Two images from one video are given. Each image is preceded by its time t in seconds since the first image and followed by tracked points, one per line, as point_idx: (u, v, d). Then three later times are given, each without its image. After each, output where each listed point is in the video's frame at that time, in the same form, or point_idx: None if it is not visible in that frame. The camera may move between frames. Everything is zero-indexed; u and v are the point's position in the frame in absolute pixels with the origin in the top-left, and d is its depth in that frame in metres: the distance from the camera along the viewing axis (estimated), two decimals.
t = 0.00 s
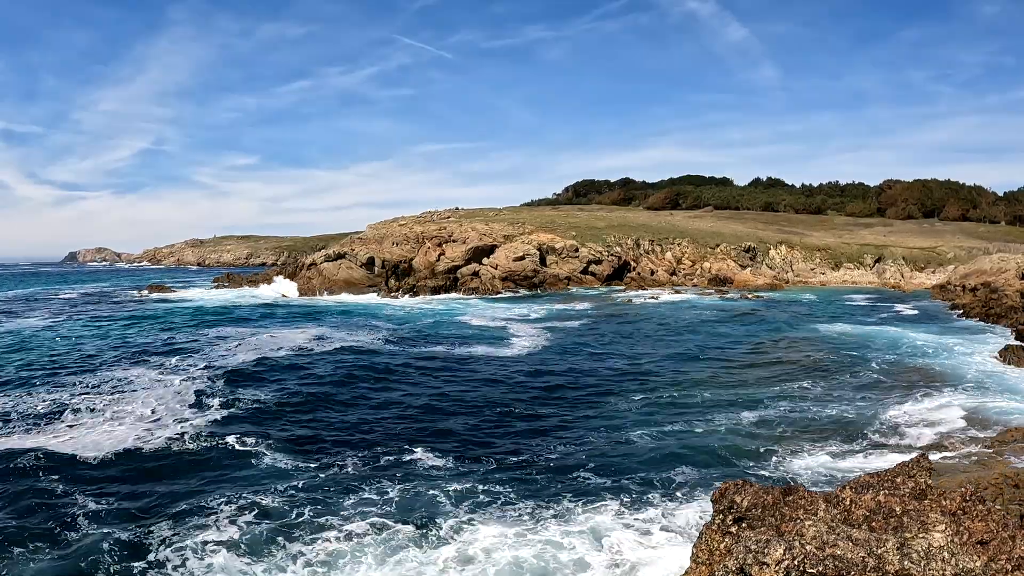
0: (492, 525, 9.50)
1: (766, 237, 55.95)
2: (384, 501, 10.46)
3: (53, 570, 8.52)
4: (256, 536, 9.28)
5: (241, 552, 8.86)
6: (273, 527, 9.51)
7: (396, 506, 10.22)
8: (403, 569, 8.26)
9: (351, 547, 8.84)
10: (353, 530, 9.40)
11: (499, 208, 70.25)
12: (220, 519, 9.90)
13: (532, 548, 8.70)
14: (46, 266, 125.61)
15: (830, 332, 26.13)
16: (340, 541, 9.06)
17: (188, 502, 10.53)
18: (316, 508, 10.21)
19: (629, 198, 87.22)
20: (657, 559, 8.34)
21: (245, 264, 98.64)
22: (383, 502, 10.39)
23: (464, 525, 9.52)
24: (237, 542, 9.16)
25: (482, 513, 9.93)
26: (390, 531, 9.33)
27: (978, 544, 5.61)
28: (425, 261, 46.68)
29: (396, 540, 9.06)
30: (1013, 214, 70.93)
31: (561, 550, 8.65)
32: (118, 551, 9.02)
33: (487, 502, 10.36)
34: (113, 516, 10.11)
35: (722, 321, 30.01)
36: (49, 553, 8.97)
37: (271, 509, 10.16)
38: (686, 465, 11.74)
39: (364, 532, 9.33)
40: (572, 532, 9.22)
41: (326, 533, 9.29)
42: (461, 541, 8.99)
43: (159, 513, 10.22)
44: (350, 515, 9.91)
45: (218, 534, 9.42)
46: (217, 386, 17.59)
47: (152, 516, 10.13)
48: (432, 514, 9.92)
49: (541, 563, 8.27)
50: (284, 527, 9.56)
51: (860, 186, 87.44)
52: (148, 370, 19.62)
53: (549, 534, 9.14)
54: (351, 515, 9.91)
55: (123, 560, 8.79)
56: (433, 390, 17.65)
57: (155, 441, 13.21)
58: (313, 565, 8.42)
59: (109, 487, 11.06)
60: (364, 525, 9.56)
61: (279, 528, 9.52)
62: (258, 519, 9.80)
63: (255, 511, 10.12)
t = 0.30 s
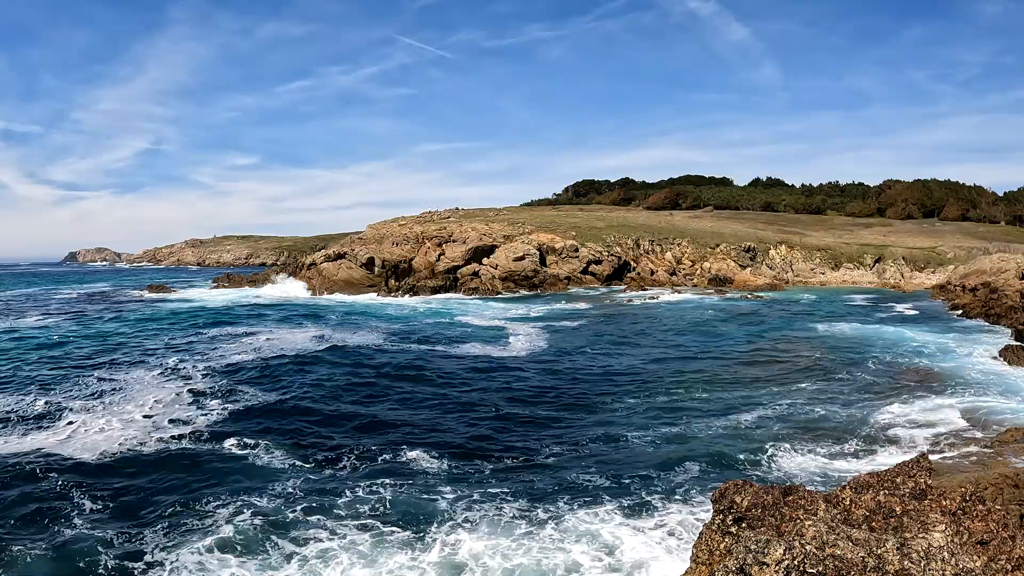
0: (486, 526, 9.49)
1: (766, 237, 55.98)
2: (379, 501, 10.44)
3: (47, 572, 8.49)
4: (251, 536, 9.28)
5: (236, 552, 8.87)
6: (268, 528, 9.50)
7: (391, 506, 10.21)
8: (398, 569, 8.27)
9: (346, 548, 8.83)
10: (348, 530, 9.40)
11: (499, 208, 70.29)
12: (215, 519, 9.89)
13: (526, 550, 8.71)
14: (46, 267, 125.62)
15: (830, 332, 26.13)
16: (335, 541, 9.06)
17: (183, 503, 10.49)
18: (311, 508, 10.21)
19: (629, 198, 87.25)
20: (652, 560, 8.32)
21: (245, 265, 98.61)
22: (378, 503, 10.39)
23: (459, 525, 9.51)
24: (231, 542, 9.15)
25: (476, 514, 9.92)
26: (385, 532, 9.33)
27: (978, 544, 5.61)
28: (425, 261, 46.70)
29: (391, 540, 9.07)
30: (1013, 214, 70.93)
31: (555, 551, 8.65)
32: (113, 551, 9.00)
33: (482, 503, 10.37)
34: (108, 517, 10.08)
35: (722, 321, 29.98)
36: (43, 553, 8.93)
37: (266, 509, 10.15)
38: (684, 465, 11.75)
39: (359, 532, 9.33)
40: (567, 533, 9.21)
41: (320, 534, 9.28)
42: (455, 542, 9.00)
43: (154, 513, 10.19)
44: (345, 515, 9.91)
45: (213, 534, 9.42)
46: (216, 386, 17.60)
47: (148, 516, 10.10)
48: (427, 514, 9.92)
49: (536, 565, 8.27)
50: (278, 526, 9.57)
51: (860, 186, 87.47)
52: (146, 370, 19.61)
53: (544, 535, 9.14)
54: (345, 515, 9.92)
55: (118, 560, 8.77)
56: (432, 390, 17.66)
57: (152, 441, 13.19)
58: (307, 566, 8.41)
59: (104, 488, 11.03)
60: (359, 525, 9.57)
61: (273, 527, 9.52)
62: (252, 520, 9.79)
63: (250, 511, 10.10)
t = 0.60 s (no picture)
0: (484, 527, 9.50)
1: (766, 237, 55.99)
2: (375, 502, 10.45)
3: (44, 572, 8.48)
4: (248, 537, 9.28)
5: (234, 552, 8.87)
6: (265, 529, 9.51)
7: (388, 508, 10.20)
8: (393, 572, 8.26)
9: (343, 549, 8.83)
10: (345, 532, 9.39)
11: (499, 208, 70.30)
12: (213, 520, 9.90)
13: (522, 552, 8.72)
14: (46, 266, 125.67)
15: (830, 332, 26.12)
16: (332, 542, 9.07)
17: (180, 504, 10.47)
18: (308, 509, 10.21)
19: (629, 198, 87.24)
20: (650, 562, 8.31)
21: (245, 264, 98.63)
22: (375, 503, 10.40)
23: (456, 527, 9.52)
24: (227, 543, 9.15)
25: (473, 516, 9.91)
26: (381, 533, 9.35)
27: (978, 544, 5.61)
28: (425, 261, 46.71)
29: (387, 543, 9.04)
30: (1013, 214, 70.92)
31: (551, 554, 8.66)
32: (109, 552, 8.99)
33: (479, 504, 10.39)
34: (105, 518, 10.07)
35: (721, 321, 29.98)
36: (41, 554, 8.93)
37: (263, 510, 10.15)
38: (683, 466, 11.77)
39: (357, 534, 9.33)
40: (563, 534, 9.23)
41: (318, 534, 9.30)
42: (452, 543, 9.02)
43: (151, 514, 10.19)
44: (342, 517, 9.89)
45: (208, 536, 9.40)
46: (216, 387, 17.63)
47: (145, 517, 10.08)
48: (424, 515, 9.94)
49: (532, 567, 8.29)
50: (275, 527, 9.58)
51: (860, 186, 87.47)
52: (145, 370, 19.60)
53: (540, 537, 9.16)
54: (343, 516, 9.92)
55: (114, 561, 8.76)
56: (432, 390, 17.68)
57: (151, 442, 13.18)
58: (305, 567, 8.42)
59: (102, 489, 11.02)
60: (356, 526, 9.58)
61: (270, 528, 9.53)
62: (250, 520, 9.81)
63: (247, 511, 10.11)
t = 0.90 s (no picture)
0: (482, 527, 9.52)
1: (766, 237, 56.01)
2: (373, 501, 10.47)
3: (43, 572, 8.50)
4: (245, 536, 9.31)
5: (232, 552, 8.88)
6: (263, 528, 9.52)
7: (384, 507, 10.23)
8: (389, 572, 8.29)
9: (342, 549, 8.85)
10: (341, 531, 9.43)
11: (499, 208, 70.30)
12: (211, 519, 9.91)
13: (519, 551, 8.74)
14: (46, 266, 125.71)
15: (830, 332, 26.13)
16: (330, 542, 9.08)
17: (177, 502, 10.55)
18: (305, 507, 10.25)
19: (629, 198, 87.26)
20: (649, 561, 8.33)
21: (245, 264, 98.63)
22: (372, 503, 10.42)
23: (454, 526, 9.54)
24: (223, 541, 9.21)
25: (470, 516, 9.92)
26: (379, 533, 9.37)
27: (978, 544, 5.61)
28: (425, 261, 46.71)
29: (383, 542, 9.07)
30: (1013, 214, 70.94)
31: (548, 553, 8.67)
32: (110, 551, 9.01)
33: (477, 504, 10.41)
34: (106, 517, 10.09)
35: (721, 321, 30.01)
36: (39, 554, 8.95)
37: (259, 508, 10.20)
38: (681, 465, 11.79)
39: (354, 533, 9.35)
40: (561, 534, 9.25)
41: (316, 534, 9.32)
42: (449, 543, 9.03)
43: (149, 511, 10.25)
44: (338, 515, 9.94)
45: (206, 534, 9.44)
46: (216, 387, 17.64)
47: (142, 515, 10.15)
48: (421, 515, 9.96)
49: (530, 566, 8.32)
50: (274, 527, 9.59)
51: (860, 186, 87.48)
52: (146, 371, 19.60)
53: (537, 536, 9.18)
54: (340, 515, 9.95)
55: (111, 559, 8.82)
56: (431, 390, 17.69)
57: (151, 442, 13.18)
58: (303, 566, 8.44)
59: (100, 488, 11.05)
60: (354, 526, 9.59)
61: (268, 527, 9.56)
62: (248, 520, 9.82)
63: (246, 511, 10.13)
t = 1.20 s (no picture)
0: (483, 527, 9.51)
1: (766, 237, 56.02)
2: (374, 500, 10.50)
3: (48, 570, 8.53)
4: (247, 535, 9.33)
5: (235, 550, 8.91)
6: (266, 527, 9.54)
7: (382, 505, 10.28)
8: (391, 570, 8.32)
9: (344, 549, 8.85)
10: (339, 528, 9.51)
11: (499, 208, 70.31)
12: (213, 519, 9.91)
13: (520, 551, 8.76)
14: (45, 266, 125.65)
15: (830, 332, 26.14)
16: (332, 541, 9.09)
17: (177, 499, 10.64)
18: (302, 505, 10.34)
19: (628, 198, 87.27)
20: (650, 561, 8.34)
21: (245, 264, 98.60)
22: (373, 502, 10.44)
23: (455, 526, 9.56)
24: (220, 537, 9.33)
25: (471, 516, 9.93)
26: (381, 532, 9.39)
27: (978, 544, 5.61)
28: (424, 261, 46.69)
29: (381, 539, 9.12)
30: (1013, 214, 70.93)
31: (549, 553, 8.69)
32: (114, 550, 9.04)
33: (476, 503, 10.41)
34: (109, 516, 10.11)
35: (720, 321, 30.02)
36: (44, 553, 8.98)
37: (258, 505, 10.32)
38: (682, 465, 11.80)
39: (355, 533, 9.36)
40: (560, 534, 9.28)
41: (317, 533, 9.34)
42: (451, 542, 9.07)
43: (150, 507, 10.38)
44: (336, 513, 10.00)
45: (208, 533, 9.47)
46: (217, 386, 17.68)
47: (142, 511, 10.26)
48: (422, 514, 9.97)
49: (530, 565, 8.35)
50: (275, 526, 9.60)
51: (861, 186, 87.49)
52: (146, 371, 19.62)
53: (537, 536, 9.20)
54: (341, 514, 9.96)
55: (112, 555, 8.91)
56: (430, 390, 17.70)
57: (152, 442, 13.20)
58: (305, 564, 8.46)
59: (100, 486, 11.13)
60: (355, 525, 9.60)
61: (270, 527, 9.57)
62: (249, 519, 9.82)
63: (247, 510, 10.13)
